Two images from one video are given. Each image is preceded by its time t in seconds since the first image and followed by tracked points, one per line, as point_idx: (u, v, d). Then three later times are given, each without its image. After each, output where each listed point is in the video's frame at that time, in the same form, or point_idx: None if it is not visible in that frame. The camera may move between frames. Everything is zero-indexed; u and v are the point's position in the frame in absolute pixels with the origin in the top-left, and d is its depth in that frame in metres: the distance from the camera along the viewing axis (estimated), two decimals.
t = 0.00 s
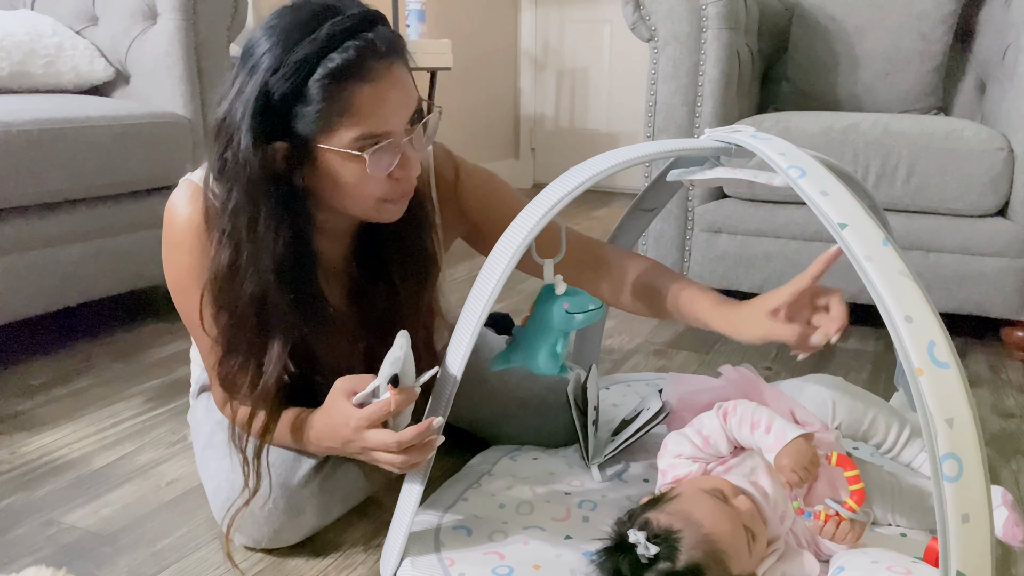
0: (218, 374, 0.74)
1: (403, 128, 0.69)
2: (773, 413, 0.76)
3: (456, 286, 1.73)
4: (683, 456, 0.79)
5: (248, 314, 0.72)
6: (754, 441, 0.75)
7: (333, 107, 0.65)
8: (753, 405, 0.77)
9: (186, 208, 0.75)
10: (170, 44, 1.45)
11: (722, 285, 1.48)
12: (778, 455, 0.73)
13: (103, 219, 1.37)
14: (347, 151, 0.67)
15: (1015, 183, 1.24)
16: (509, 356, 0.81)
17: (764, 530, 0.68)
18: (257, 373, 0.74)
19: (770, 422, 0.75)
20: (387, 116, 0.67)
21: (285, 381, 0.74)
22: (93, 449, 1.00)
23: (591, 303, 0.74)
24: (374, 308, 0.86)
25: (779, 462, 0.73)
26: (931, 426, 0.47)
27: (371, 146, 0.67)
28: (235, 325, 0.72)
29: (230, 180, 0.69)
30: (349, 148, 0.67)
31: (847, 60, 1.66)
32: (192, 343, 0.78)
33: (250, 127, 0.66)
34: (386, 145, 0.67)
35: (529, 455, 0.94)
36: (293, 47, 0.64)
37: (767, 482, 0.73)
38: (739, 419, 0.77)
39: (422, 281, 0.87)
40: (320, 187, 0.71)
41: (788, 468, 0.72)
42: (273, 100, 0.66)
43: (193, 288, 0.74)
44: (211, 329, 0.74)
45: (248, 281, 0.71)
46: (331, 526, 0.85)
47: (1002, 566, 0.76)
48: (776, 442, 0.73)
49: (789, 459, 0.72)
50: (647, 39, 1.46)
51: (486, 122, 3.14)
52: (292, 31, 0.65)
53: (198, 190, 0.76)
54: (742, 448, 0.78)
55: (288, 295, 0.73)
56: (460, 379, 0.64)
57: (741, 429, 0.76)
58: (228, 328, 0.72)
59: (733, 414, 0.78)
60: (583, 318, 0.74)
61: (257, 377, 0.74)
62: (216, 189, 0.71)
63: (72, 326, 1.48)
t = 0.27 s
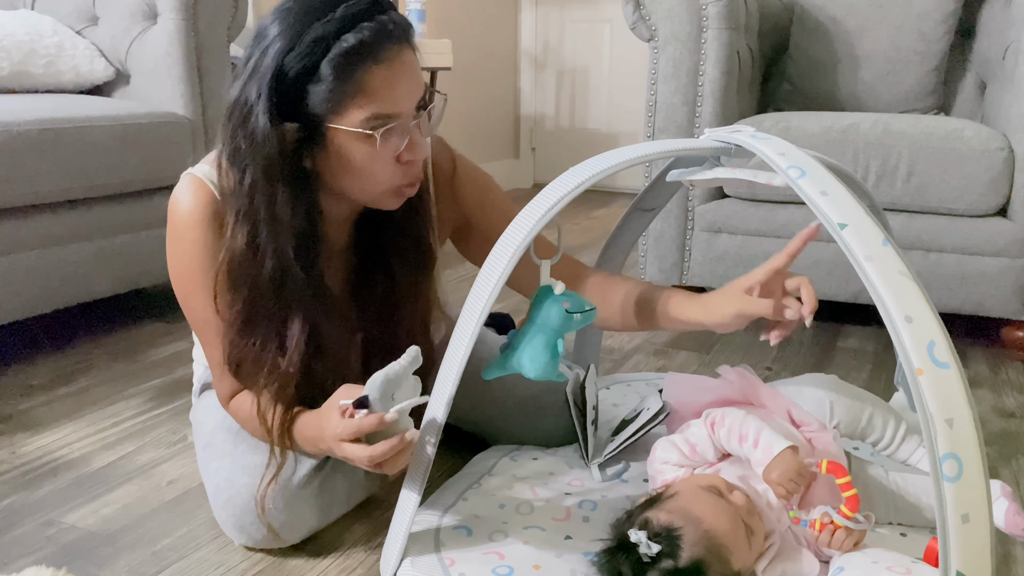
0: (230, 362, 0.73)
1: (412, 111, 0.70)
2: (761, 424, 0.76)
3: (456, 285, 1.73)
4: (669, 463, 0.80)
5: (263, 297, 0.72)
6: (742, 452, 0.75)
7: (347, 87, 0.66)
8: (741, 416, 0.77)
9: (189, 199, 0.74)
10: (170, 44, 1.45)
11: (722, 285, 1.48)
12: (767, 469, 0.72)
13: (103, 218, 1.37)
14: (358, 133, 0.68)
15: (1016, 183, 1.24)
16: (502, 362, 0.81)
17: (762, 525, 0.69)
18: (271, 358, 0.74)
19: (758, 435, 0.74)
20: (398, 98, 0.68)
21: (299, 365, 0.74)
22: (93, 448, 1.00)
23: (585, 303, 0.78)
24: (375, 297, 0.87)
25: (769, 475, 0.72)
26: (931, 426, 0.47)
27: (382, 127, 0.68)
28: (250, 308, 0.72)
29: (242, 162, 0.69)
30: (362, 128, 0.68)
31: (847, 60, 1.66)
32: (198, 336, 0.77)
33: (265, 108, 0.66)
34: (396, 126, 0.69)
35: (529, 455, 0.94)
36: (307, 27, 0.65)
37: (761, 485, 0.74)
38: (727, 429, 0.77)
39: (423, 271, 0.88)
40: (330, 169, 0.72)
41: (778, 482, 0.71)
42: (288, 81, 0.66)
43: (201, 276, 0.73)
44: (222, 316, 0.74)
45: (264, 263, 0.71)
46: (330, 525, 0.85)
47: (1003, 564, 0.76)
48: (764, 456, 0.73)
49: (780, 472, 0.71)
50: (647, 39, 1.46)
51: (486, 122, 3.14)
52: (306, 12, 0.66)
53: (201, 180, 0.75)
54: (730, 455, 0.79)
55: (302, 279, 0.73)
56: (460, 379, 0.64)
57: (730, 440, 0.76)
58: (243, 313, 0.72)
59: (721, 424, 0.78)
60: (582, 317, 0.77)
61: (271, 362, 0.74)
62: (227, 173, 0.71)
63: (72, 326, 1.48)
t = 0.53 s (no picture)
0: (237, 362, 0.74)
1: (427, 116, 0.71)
2: (763, 424, 0.76)
3: (456, 286, 1.73)
4: (669, 463, 0.80)
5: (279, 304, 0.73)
6: (743, 453, 0.75)
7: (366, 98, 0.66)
8: (742, 417, 0.77)
9: (194, 194, 0.74)
10: (170, 44, 1.45)
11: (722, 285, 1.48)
12: (768, 467, 0.72)
13: (103, 219, 1.37)
14: (381, 143, 0.69)
15: (1016, 183, 1.24)
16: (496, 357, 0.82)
17: (761, 525, 0.69)
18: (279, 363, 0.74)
19: (761, 435, 0.75)
20: (417, 104, 0.69)
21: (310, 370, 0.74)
22: (93, 449, 1.00)
23: (581, 306, 0.79)
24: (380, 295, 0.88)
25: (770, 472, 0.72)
26: (931, 427, 0.47)
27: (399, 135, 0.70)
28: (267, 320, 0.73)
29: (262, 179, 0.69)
30: (384, 134, 0.69)
31: (847, 60, 1.66)
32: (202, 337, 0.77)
33: (288, 121, 0.66)
34: (414, 134, 0.70)
35: (529, 455, 0.94)
36: (329, 38, 0.64)
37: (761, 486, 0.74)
38: (729, 430, 0.77)
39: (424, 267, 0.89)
40: (347, 175, 0.72)
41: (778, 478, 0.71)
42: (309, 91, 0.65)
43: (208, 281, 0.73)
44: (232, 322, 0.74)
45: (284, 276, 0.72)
46: (330, 526, 0.85)
47: (1004, 564, 0.76)
48: (765, 455, 0.73)
49: (781, 469, 0.71)
50: (647, 39, 1.46)
51: (486, 122, 3.14)
52: (324, 20, 0.65)
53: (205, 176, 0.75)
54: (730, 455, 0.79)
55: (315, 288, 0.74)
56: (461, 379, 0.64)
57: (731, 441, 0.76)
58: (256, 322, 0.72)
59: (723, 425, 0.78)
60: (577, 320, 0.78)
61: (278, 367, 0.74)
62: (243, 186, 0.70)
63: (73, 326, 1.48)
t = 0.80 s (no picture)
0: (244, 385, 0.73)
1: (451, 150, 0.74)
2: (760, 420, 0.77)
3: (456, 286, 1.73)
4: (668, 463, 0.80)
5: (302, 331, 0.73)
6: (741, 449, 0.76)
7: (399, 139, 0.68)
8: (740, 414, 0.78)
9: (215, 202, 0.72)
10: (170, 44, 1.45)
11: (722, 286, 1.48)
12: (765, 460, 0.74)
13: (103, 219, 1.37)
14: (412, 179, 0.71)
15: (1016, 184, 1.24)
16: (509, 356, 0.84)
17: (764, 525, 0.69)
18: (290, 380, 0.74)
19: (758, 430, 0.76)
20: (445, 141, 0.72)
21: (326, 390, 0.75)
22: (93, 449, 1.00)
23: (591, 306, 0.78)
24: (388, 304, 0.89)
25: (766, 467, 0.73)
26: (931, 426, 0.47)
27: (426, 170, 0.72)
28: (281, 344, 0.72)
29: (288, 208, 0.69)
30: (414, 170, 0.71)
31: (847, 60, 1.66)
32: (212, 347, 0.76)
33: (329, 162, 0.67)
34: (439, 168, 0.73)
35: (529, 456, 0.94)
36: (367, 82, 0.66)
37: (759, 486, 0.74)
38: (727, 427, 0.77)
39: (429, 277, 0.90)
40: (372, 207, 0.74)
41: (773, 471, 0.73)
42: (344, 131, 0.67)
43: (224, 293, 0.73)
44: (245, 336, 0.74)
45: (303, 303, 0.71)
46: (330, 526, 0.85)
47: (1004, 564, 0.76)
48: (761, 450, 0.74)
49: (775, 461, 0.73)
50: (647, 39, 1.46)
51: (486, 122, 3.14)
52: (359, 63, 0.66)
53: (226, 183, 0.73)
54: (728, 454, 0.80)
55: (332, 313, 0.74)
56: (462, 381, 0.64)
57: (730, 438, 0.77)
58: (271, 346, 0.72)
59: (721, 423, 0.78)
60: (585, 320, 0.78)
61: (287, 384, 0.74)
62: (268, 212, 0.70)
63: (72, 327, 1.48)
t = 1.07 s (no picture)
0: (248, 393, 0.72)
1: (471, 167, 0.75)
2: (764, 418, 0.77)
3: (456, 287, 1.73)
4: (672, 461, 0.79)
5: (315, 344, 0.72)
6: (745, 447, 0.76)
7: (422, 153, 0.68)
8: (744, 412, 0.78)
9: (229, 207, 0.72)
10: (170, 45, 1.45)
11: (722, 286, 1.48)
12: (770, 457, 0.73)
13: (103, 220, 1.37)
14: (432, 196, 0.72)
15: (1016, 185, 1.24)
16: (501, 361, 0.84)
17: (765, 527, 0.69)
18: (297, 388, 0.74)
19: (763, 428, 0.75)
20: (466, 158, 0.72)
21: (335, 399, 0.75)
22: (93, 450, 1.00)
23: (586, 310, 0.78)
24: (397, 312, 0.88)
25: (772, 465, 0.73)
26: (934, 429, 0.47)
27: (444, 187, 0.73)
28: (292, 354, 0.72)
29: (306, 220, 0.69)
30: (434, 187, 0.72)
31: (847, 61, 1.66)
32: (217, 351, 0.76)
33: (349, 178, 0.67)
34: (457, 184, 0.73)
35: (530, 456, 0.94)
36: (391, 98, 0.66)
37: (760, 485, 0.74)
38: (731, 425, 0.77)
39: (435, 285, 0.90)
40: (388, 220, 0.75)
41: (779, 466, 0.71)
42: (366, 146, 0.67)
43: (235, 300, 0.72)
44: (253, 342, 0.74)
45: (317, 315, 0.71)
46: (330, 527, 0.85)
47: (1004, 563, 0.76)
48: (766, 447, 0.74)
49: (781, 458, 0.72)
50: (647, 40, 1.46)
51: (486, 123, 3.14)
52: (383, 78, 0.66)
53: (242, 189, 0.73)
54: (731, 453, 0.79)
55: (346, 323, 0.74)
56: (462, 383, 0.64)
57: (734, 436, 0.77)
58: (280, 354, 0.72)
59: (725, 420, 0.78)
60: (579, 324, 0.78)
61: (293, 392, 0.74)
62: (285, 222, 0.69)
63: (72, 327, 1.47)
